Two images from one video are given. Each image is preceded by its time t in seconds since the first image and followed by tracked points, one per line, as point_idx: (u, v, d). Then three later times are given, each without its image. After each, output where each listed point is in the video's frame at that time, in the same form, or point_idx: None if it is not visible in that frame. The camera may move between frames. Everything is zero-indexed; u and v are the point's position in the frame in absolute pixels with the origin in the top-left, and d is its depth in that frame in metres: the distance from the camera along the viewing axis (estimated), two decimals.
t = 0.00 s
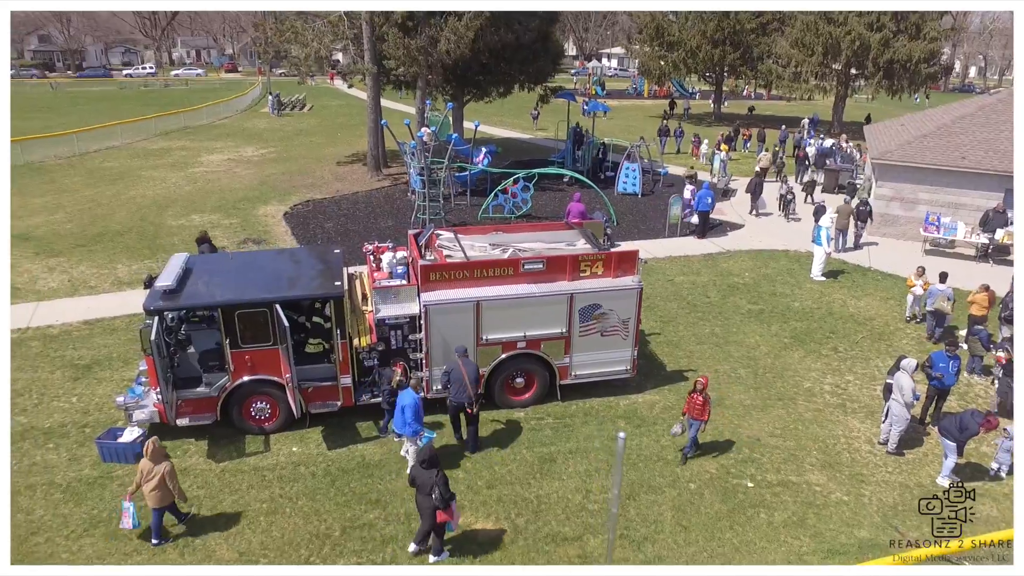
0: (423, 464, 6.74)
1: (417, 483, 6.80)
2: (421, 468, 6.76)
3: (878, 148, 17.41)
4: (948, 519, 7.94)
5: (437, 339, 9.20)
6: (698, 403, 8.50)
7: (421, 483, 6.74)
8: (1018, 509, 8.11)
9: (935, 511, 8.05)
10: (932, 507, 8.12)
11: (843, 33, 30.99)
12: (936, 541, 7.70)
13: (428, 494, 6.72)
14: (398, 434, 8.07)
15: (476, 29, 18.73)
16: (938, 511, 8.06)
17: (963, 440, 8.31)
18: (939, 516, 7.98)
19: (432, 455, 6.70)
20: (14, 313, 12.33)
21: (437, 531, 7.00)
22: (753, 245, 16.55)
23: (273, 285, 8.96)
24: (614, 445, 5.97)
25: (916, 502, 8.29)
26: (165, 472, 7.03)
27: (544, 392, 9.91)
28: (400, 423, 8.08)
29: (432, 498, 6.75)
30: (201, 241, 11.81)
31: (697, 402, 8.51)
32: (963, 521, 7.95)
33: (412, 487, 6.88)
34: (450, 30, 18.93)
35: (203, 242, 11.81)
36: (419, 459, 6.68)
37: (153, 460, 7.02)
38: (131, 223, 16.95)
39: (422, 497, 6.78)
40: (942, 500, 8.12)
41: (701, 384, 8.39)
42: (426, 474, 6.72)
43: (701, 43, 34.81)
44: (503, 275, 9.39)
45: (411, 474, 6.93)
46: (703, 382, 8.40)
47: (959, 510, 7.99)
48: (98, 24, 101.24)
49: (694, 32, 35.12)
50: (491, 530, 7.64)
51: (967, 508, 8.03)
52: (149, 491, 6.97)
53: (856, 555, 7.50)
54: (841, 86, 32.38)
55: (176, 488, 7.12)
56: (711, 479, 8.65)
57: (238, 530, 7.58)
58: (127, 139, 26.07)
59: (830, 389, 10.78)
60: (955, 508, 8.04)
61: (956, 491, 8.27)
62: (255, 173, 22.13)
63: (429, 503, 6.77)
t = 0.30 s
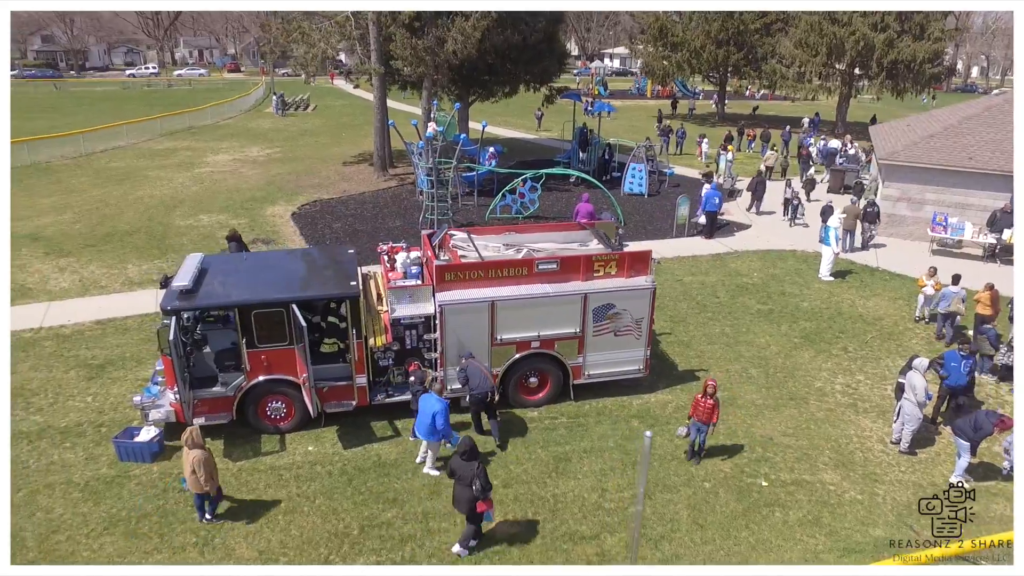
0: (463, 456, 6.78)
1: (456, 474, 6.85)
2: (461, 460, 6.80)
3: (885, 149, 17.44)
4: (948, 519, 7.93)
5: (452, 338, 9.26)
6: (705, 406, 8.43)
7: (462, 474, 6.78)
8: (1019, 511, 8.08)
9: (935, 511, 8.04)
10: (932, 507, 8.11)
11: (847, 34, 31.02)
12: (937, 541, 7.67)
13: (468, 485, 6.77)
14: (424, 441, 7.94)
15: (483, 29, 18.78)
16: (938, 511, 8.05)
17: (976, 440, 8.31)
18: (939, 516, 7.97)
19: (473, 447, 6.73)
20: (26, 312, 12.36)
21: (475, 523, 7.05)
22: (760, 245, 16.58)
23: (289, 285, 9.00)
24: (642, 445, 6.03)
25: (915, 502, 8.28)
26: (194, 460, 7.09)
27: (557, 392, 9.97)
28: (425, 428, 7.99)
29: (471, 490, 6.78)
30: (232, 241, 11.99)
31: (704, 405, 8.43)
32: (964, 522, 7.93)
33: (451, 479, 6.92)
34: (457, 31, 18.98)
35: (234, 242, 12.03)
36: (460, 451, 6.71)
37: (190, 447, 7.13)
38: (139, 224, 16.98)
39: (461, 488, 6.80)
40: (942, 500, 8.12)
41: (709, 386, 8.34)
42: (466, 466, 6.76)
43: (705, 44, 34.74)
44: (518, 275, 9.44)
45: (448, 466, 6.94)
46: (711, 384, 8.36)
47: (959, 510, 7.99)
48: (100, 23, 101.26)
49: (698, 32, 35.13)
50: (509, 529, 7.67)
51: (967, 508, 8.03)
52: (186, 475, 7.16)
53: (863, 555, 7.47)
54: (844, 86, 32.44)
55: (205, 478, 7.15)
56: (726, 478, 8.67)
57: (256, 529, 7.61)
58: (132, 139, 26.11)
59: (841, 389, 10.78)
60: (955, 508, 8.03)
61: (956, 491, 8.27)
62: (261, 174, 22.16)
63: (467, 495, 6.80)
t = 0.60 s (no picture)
0: (512, 454, 6.91)
1: (506, 473, 6.96)
2: (509, 458, 6.93)
3: (899, 149, 17.45)
4: (948, 519, 7.89)
5: (477, 337, 9.29)
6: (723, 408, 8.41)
7: (513, 472, 6.90)
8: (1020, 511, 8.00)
9: (935, 511, 8.00)
10: (932, 507, 8.07)
11: (855, 34, 31.06)
12: (938, 541, 7.62)
13: (524, 480, 6.91)
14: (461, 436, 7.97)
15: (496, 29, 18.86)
16: (938, 511, 8.01)
17: (1005, 437, 8.25)
18: (939, 516, 7.93)
19: (522, 443, 6.89)
20: (45, 311, 12.37)
21: (527, 517, 7.19)
22: (774, 245, 16.58)
23: (315, 284, 9.01)
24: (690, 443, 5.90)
25: (916, 502, 8.24)
26: (247, 456, 7.15)
27: (580, 391, 10.00)
28: (460, 422, 8.04)
29: (525, 484, 6.93)
30: (269, 236, 12.13)
31: (722, 407, 8.42)
32: (964, 521, 7.89)
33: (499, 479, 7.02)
34: (471, 31, 19.17)
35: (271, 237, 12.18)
36: (511, 449, 6.84)
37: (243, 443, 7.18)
38: (153, 223, 16.99)
39: (515, 484, 6.93)
40: (942, 500, 8.08)
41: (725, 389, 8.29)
42: (518, 463, 6.88)
43: (713, 44, 34.89)
44: (542, 274, 9.47)
45: (495, 467, 7.03)
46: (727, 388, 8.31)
47: (959, 510, 7.95)
48: (106, 23, 101.50)
49: (705, 32, 35.24)
50: (540, 528, 7.69)
51: (967, 508, 7.99)
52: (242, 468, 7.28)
53: (868, 556, 7.42)
54: (852, 86, 32.57)
55: (258, 473, 7.20)
56: (752, 476, 8.67)
57: (287, 527, 7.63)
58: (142, 138, 26.12)
59: (862, 388, 10.77)
60: (954, 508, 8.00)
61: (956, 491, 8.23)
62: (272, 174, 22.18)
63: (522, 491, 6.94)
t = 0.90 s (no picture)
0: (576, 455, 7.06)
1: (569, 475, 7.10)
2: (573, 460, 7.07)
3: (915, 150, 17.52)
4: (948, 518, 7.88)
5: (512, 337, 9.41)
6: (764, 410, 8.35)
7: (578, 473, 7.07)
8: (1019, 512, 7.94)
9: (935, 511, 7.98)
10: (933, 507, 8.06)
11: (865, 35, 31.38)
12: (938, 541, 7.60)
13: (590, 478, 7.12)
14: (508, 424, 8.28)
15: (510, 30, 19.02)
16: (939, 511, 8.00)
17: None
18: (939, 516, 7.91)
19: (583, 444, 7.09)
20: (70, 311, 12.36)
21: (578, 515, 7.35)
22: (792, 245, 16.64)
23: (351, 283, 9.03)
24: (758, 439, 5.96)
25: (917, 502, 8.21)
26: (314, 449, 7.30)
27: (613, 390, 10.09)
28: (506, 412, 8.33)
29: (589, 484, 7.12)
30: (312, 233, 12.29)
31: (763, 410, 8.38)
32: (963, 521, 7.88)
33: (562, 483, 7.14)
34: (488, 31, 19.31)
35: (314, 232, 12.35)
36: (574, 452, 7.00)
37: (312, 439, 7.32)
38: (171, 222, 17.00)
39: (580, 485, 7.11)
40: (943, 501, 8.06)
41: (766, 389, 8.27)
42: (581, 464, 7.08)
43: (722, 44, 35.30)
44: (577, 273, 9.56)
45: (556, 471, 7.15)
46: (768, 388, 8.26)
47: (959, 510, 7.92)
48: (111, 23, 101.43)
49: (714, 32, 35.66)
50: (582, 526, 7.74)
51: (967, 508, 7.96)
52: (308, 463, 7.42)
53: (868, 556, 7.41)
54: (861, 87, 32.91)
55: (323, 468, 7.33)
56: (788, 474, 8.70)
57: (330, 526, 7.67)
58: (152, 138, 26.09)
59: (890, 387, 10.81)
60: (954, 508, 7.98)
61: (956, 491, 8.21)
62: (286, 174, 22.19)
63: (586, 491, 7.11)
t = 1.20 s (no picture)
0: (628, 450, 7.23)
1: (621, 469, 7.26)
2: (626, 455, 7.24)
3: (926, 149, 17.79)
4: (948, 518, 7.83)
5: (548, 333, 9.72)
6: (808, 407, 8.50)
7: (629, 468, 7.25)
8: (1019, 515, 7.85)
9: (936, 511, 7.93)
10: (933, 508, 8.00)
11: (868, 35, 33.18)
12: (938, 541, 7.55)
13: (640, 472, 7.30)
14: (568, 418, 8.59)
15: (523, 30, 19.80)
16: (938, 511, 7.96)
17: None
18: (939, 516, 7.87)
19: (636, 440, 7.23)
20: (96, 311, 12.39)
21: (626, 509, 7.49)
22: (805, 244, 16.83)
23: (390, 280, 9.21)
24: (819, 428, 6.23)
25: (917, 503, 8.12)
26: (393, 439, 7.49)
27: (645, 386, 10.36)
28: (565, 407, 8.61)
29: (639, 478, 7.32)
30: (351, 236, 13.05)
31: (806, 407, 8.53)
32: (963, 521, 7.85)
33: (614, 477, 7.30)
34: (503, 31, 19.85)
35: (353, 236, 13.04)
36: (629, 446, 7.16)
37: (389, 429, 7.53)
38: (187, 223, 17.04)
39: (626, 480, 7.29)
40: (944, 501, 8.01)
41: (807, 386, 8.45)
42: (633, 460, 7.24)
43: (725, 45, 36.24)
44: (611, 271, 9.84)
45: (608, 464, 7.32)
46: (809, 385, 8.44)
47: (959, 510, 7.88)
48: (108, 24, 101.07)
49: (716, 33, 36.66)
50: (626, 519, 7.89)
51: (966, 508, 7.92)
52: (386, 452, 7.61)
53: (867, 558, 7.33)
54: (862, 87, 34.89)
55: (400, 457, 7.52)
56: (823, 467, 8.85)
57: (380, 521, 7.79)
58: (159, 139, 26.04)
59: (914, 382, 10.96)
60: (954, 508, 7.94)
61: (956, 491, 8.18)
62: (297, 176, 22.26)
63: (636, 485, 7.30)
